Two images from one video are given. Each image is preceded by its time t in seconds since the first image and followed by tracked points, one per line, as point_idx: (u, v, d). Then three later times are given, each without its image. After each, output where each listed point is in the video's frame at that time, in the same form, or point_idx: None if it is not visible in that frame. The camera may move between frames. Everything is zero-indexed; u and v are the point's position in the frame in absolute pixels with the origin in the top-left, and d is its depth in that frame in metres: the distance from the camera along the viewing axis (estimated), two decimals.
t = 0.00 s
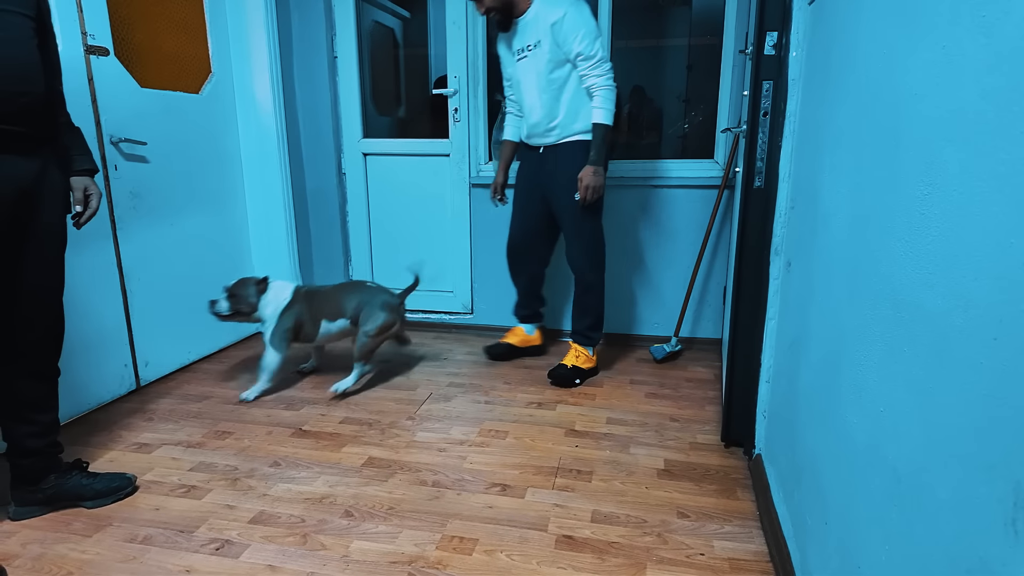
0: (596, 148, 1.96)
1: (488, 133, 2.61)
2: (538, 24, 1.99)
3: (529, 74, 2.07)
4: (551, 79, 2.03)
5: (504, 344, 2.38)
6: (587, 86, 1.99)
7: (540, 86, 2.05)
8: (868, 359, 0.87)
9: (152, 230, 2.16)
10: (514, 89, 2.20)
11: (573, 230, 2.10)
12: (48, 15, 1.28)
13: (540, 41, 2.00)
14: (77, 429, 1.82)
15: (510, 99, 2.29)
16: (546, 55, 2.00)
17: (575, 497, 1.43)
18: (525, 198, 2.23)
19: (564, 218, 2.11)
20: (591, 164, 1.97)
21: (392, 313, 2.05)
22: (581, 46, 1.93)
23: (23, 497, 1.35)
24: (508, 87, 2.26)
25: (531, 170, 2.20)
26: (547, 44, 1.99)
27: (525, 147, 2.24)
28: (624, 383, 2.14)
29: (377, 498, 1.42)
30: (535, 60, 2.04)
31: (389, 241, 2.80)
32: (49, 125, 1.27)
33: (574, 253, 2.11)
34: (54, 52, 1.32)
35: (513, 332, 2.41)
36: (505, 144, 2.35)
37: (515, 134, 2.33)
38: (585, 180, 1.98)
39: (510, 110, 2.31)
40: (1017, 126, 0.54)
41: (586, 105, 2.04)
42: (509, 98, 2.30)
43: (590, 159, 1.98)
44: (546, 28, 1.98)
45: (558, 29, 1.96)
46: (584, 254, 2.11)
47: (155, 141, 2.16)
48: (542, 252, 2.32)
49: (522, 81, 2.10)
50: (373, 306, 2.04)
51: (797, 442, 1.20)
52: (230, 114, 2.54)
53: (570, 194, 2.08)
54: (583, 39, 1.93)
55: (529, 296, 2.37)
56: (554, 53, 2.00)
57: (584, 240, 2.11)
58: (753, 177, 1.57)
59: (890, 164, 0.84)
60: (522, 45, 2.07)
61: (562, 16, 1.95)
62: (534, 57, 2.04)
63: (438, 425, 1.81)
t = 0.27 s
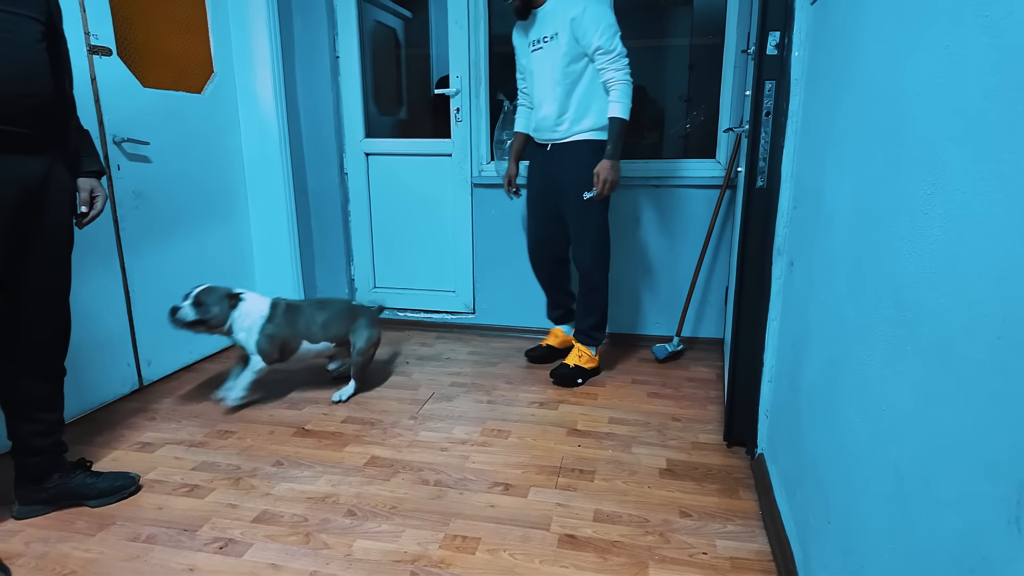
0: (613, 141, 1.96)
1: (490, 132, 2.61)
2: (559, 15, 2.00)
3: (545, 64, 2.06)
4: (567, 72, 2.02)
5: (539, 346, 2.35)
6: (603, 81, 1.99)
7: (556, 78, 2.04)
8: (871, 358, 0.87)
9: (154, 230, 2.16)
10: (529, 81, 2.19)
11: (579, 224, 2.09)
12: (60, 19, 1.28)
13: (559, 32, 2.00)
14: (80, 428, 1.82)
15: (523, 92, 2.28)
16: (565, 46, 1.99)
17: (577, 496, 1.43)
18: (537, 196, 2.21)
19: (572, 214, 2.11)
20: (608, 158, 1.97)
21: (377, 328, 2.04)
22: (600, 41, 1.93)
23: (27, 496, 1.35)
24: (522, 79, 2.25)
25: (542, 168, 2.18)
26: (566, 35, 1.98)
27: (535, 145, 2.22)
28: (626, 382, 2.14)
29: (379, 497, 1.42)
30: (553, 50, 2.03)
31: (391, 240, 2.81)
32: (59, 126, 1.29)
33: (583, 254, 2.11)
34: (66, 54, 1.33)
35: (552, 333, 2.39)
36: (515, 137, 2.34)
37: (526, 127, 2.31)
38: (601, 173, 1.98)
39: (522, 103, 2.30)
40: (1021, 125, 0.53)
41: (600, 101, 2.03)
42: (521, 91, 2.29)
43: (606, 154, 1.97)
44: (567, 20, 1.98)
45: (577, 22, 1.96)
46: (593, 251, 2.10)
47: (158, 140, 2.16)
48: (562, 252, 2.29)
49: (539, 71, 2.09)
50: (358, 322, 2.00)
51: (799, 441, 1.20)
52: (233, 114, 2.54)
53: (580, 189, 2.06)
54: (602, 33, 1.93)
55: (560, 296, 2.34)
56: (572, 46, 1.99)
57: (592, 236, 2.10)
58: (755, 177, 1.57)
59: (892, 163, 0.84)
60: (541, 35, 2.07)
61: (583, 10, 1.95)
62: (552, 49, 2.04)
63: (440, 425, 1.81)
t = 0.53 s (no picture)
0: (626, 139, 2.00)
1: (493, 132, 2.62)
2: (577, 12, 2.02)
3: (560, 58, 2.07)
4: (582, 67, 2.03)
5: (548, 346, 2.35)
6: (615, 79, 2.02)
7: (571, 73, 2.05)
8: (876, 356, 0.87)
9: (158, 229, 2.16)
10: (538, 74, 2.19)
11: (587, 223, 2.08)
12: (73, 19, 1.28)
13: (576, 27, 2.02)
14: (85, 427, 1.83)
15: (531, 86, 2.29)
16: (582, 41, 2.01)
17: (582, 494, 1.44)
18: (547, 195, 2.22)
19: (578, 214, 2.11)
20: (622, 155, 2.01)
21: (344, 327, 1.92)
22: (617, 39, 1.96)
23: (35, 493, 1.36)
24: (532, 74, 2.26)
25: (552, 166, 2.19)
26: (583, 30, 2.00)
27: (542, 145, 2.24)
28: (629, 381, 2.15)
29: (384, 495, 1.43)
30: (568, 43, 2.04)
31: (394, 240, 2.81)
32: (69, 126, 1.30)
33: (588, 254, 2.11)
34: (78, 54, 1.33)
35: (561, 334, 2.38)
36: (523, 133, 2.35)
37: (534, 122, 2.32)
38: (616, 170, 2.02)
39: (531, 98, 2.30)
40: None
41: (612, 99, 2.05)
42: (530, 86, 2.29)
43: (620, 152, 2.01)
44: (585, 17, 2.00)
45: (595, 19, 1.98)
46: (600, 250, 2.10)
47: (162, 139, 2.16)
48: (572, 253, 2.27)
49: (553, 65, 2.10)
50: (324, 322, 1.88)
51: (803, 439, 1.20)
52: (237, 113, 2.55)
53: (587, 188, 2.07)
54: (619, 31, 1.96)
55: (573, 297, 2.34)
56: (588, 42, 2.01)
57: (599, 236, 2.09)
58: (759, 177, 1.58)
59: (897, 163, 0.84)
60: (557, 29, 2.08)
61: (602, 8, 1.98)
62: (568, 44, 2.05)
63: (444, 423, 1.82)
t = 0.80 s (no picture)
0: (639, 139, 2.00)
1: (498, 131, 2.63)
2: (594, 10, 2.03)
3: (574, 55, 2.08)
4: (597, 65, 2.04)
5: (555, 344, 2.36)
6: (627, 78, 2.04)
7: (585, 70, 2.06)
8: (886, 352, 0.87)
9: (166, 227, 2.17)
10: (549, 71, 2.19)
11: (596, 220, 2.09)
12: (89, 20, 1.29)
13: (592, 25, 2.03)
14: (94, 423, 1.84)
15: (539, 84, 2.30)
16: (597, 38, 2.02)
17: (589, 491, 1.45)
18: (558, 194, 2.24)
19: (587, 212, 2.12)
20: (637, 155, 2.01)
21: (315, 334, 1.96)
22: (632, 39, 1.97)
23: (47, 488, 1.37)
24: (542, 71, 2.26)
25: (562, 164, 2.20)
26: (599, 28, 2.01)
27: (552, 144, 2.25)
28: (634, 380, 2.15)
29: (393, 491, 1.44)
30: (584, 40, 2.05)
31: (400, 239, 2.82)
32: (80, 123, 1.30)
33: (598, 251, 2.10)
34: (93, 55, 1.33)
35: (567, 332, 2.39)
36: (532, 130, 2.35)
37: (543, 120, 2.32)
38: (630, 169, 2.02)
39: (540, 95, 2.31)
40: None
41: (624, 98, 2.06)
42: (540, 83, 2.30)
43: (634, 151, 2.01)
44: (601, 15, 2.01)
45: (611, 18, 1.99)
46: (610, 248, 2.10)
47: (170, 138, 2.17)
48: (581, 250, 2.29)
49: (566, 62, 2.11)
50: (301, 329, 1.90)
51: (811, 436, 1.21)
52: (244, 113, 2.56)
53: (599, 185, 2.07)
54: (635, 31, 1.98)
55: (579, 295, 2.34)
56: (604, 40, 2.02)
57: (609, 233, 2.09)
58: (765, 176, 1.59)
59: (906, 160, 0.84)
60: (572, 27, 2.09)
61: (619, 7, 1.99)
62: (582, 41, 2.05)
63: (451, 421, 1.82)
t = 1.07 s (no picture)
0: (655, 138, 2.06)
1: (508, 129, 2.65)
2: (612, 8, 2.05)
3: (590, 52, 2.10)
4: (614, 62, 2.06)
5: (564, 341, 2.38)
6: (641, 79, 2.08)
7: (602, 67, 2.08)
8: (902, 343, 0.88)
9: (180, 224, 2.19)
10: (564, 67, 2.20)
11: (614, 216, 2.10)
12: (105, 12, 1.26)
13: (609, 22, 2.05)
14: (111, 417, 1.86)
15: (552, 81, 2.32)
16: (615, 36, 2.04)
17: (602, 485, 1.46)
18: (572, 191, 2.26)
19: (604, 207, 2.13)
20: (651, 155, 2.08)
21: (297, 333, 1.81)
22: (649, 39, 2.00)
23: (69, 480, 1.40)
24: (555, 67, 2.28)
25: (576, 161, 2.22)
26: (617, 26, 2.04)
27: (564, 143, 2.28)
28: (644, 376, 2.17)
29: (408, 484, 1.45)
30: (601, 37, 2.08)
31: (409, 236, 2.84)
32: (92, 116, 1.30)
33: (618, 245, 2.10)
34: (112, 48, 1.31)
35: (577, 329, 2.39)
36: (544, 126, 2.37)
37: (555, 116, 2.34)
38: (647, 170, 2.09)
39: (553, 91, 2.33)
40: None
41: (638, 97, 2.10)
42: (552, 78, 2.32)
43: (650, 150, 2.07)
44: (619, 14, 2.04)
45: (630, 15, 2.02)
46: (629, 237, 2.11)
47: (183, 135, 2.19)
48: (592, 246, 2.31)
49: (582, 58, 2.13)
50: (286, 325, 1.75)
51: (825, 429, 1.21)
52: (255, 111, 2.58)
53: (616, 180, 2.08)
54: (653, 31, 2.01)
55: (591, 292, 2.35)
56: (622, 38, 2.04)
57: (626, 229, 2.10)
58: (777, 173, 1.59)
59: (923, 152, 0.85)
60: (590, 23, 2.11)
61: (638, 7, 2.02)
62: (600, 38, 2.07)
63: (463, 416, 1.84)
